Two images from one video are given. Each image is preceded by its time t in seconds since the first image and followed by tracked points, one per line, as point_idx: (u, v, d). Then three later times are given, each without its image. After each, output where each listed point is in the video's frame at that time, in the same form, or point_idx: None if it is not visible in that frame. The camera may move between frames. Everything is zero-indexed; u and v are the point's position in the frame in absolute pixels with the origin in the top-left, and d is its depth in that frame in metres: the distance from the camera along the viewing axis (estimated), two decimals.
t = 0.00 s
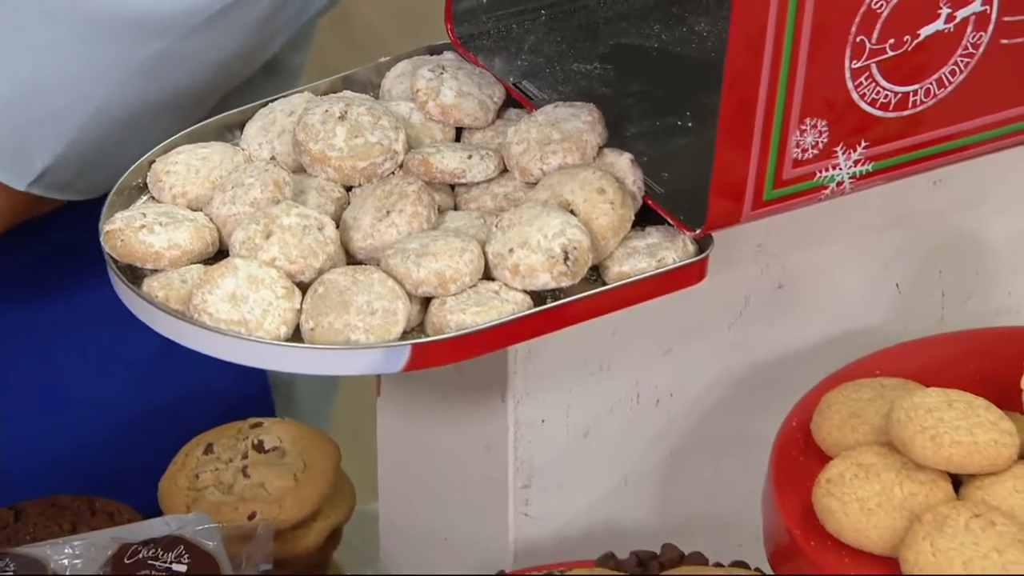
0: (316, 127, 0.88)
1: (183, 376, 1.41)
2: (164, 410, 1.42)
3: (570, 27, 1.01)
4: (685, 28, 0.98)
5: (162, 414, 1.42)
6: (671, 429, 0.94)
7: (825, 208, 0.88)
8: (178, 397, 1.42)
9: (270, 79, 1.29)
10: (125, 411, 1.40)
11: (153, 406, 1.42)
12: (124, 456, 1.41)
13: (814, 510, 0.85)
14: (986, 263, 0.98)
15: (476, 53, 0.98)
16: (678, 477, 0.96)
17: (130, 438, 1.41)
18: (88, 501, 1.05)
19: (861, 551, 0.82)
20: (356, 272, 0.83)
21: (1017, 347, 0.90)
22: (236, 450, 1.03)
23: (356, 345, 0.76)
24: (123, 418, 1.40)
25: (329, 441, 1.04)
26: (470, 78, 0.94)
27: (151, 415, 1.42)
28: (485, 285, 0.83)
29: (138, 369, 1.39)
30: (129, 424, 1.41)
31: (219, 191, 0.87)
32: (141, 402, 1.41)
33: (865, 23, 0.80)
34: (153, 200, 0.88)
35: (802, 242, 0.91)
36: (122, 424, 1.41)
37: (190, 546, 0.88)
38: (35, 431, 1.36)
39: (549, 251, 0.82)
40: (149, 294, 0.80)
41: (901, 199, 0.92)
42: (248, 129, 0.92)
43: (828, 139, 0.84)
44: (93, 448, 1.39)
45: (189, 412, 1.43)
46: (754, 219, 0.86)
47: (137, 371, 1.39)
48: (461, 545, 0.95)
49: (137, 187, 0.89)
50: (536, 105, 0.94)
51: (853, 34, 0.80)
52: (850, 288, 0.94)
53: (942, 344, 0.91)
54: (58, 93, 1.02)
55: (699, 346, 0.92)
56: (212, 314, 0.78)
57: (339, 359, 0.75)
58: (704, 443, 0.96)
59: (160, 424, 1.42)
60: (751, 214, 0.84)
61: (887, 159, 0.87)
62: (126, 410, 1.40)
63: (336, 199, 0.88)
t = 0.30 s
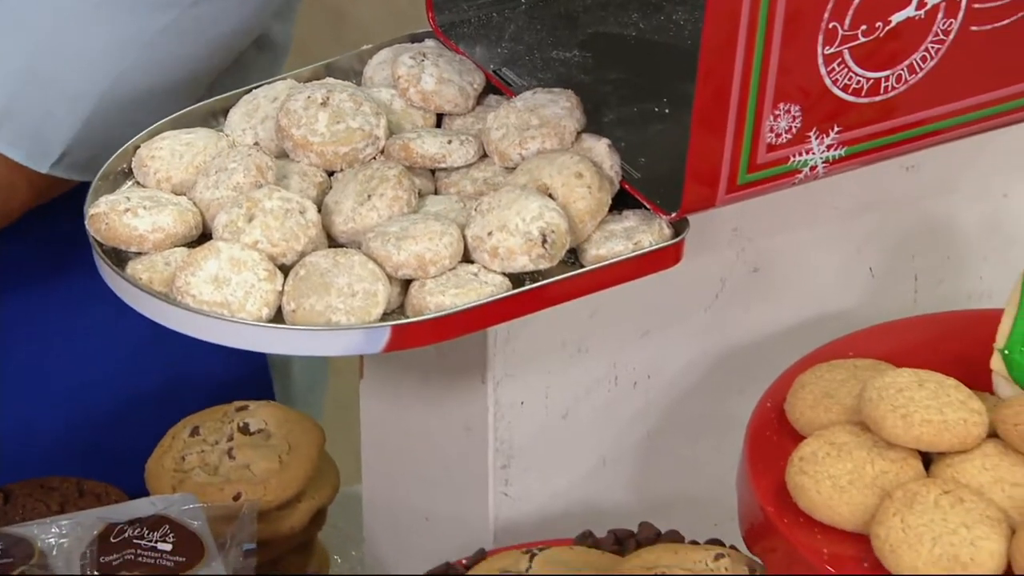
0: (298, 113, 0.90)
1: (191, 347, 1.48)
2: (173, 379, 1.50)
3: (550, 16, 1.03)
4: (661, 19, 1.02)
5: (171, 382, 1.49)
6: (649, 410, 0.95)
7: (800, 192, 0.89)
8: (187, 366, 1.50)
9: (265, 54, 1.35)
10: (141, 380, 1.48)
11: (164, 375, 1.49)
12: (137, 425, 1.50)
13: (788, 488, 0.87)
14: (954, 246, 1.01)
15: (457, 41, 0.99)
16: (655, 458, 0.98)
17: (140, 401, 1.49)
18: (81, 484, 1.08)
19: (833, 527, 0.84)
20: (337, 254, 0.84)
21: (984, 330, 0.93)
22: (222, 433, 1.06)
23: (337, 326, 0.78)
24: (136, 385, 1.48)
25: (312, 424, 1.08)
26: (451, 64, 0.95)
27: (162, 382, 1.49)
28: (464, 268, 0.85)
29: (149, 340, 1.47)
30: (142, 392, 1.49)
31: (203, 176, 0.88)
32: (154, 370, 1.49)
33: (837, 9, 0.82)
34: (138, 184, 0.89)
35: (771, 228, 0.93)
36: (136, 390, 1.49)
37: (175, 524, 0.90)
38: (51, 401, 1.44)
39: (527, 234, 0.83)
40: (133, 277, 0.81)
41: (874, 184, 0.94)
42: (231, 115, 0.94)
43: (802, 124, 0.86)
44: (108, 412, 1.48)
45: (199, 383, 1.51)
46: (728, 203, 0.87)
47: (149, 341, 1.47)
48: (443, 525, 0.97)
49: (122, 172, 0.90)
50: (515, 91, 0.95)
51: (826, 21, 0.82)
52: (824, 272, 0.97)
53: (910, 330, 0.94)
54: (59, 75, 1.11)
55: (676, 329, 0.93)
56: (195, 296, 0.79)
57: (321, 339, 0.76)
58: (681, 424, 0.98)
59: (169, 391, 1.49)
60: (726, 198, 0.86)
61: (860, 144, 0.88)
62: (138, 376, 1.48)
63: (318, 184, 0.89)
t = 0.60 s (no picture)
0: (278, 98, 0.91)
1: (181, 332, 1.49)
2: (169, 367, 1.51)
3: (527, 4, 1.05)
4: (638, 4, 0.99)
5: (166, 372, 1.50)
6: (626, 391, 0.97)
7: (773, 175, 0.90)
8: (180, 353, 1.50)
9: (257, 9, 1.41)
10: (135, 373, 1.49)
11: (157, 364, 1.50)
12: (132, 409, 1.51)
13: (760, 466, 0.88)
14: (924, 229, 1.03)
15: (436, 28, 1.02)
16: (632, 439, 0.99)
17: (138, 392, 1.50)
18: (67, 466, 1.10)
19: (803, 505, 0.86)
20: (316, 236, 0.85)
21: (951, 314, 0.96)
22: (205, 416, 1.06)
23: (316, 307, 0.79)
24: (130, 375, 1.49)
25: (295, 406, 1.08)
26: (429, 51, 0.97)
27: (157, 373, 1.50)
28: (442, 250, 0.86)
29: (139, 329, 1.47)
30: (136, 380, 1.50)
31: (184, 159, 0.90)
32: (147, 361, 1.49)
33: None
34: (120, 168, 0.90)
35: (747, 212, 0.95)
36: (131, 381, 1.50)
37: (158, 504, 0.92)
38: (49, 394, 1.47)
39: (503, 216, 0.84)
40: (114, 259, 0.82)
41: (845, 168, 0.97)
42: (213, 101, 0.95)
43: (774, 108, 0.87)
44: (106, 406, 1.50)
45: (194, 369, 1.52)
46: (702, 186, 0.88)
47: (139, 333, 1.48)
48: (423, 504, 0.97)
49: (105, 156, 0.92)
50: (492, 78, 0.97)
51: (797, 6, 0.83)
52: (798, 254, 0.99)
53: (881, 314, 0.96)
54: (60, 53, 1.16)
55: (651, 311, 0.95)
56: (176, 277, 0.80)
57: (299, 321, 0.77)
58: (658, 406, 0.99)
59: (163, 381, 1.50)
60: (699, 181, 0.87)
61: (832, 128, 0.90)
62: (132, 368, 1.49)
63: (298, 168, 0.90)
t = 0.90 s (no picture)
0: (258, 82, 0.92)
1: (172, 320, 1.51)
2: (161, 349, 1.55)
3: None
4: None
5: (158, 356, 1.54)
6: (602, 371, 0.99)
7: (745, 158, 0.92)
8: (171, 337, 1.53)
9: None
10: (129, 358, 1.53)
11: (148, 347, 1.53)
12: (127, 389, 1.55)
13: (733, 445, 0.89)
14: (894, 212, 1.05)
15: (416, 15, 1.04)
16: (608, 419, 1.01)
17: (132, 376, 1.54)
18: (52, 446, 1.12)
19: (776, 482, 0.87)
20: (295, 218, 0.86)
21: (920, 297, 0.97)
22: (189, 397, 1.09)
23: (294, 286, 0.80)
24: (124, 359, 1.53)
25: (279, 389, 1.11)
26: (408, 36, 0.99)
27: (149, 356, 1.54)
28: (419, 231, 0.87)
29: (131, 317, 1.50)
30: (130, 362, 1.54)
31: (165, 143, 0.91)
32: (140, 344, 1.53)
33: None
34: (102, 152, 0.92)
35: (721, 195, 0.97)
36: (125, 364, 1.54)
37: (141, 483, 0.94)
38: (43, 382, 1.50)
39: (480, 198, 0.86)
40: (96, 240, 0.83)
41: (818, 151, 0.98)
42: (194, 86, 0.96)
43: (746, 92, 0.88)
44: (101, 389, 1.54)
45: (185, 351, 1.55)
46: (676, 169, 0.90)
47: (129, 320, 1.50)
48: (403, 485, 1.00)
49: (87, 140, 0.93)
50: (471, 62, 0.98)
51: None
52: (771, 236, 1.01)
53: (852, 297, 0.98)
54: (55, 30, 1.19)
55: (627, 292, 0.97)
56: (156, 258, 0.81)
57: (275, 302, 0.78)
58: (633, 386, 1.01)
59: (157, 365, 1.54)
60: (673, 164, 0.88)
61: (803, 111, 0.91)
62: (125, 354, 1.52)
63: (278, 151, 0.91)
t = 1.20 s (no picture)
0: (242, 65, 0.93)
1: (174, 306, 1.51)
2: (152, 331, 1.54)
3: None
4: None
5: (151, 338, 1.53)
6: (582, 351, 1.00)
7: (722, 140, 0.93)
8: (164, 321, 1.52)
9: None
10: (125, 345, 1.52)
11: (140, 331, 1.52)
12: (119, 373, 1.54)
13: (710, 422, 0.91)
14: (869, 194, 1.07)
15: None
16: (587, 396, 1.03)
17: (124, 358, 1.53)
18: (41, 428, 1.13)
19: (751, 457, 0.88)
20: (277, 198, 0.86)
21: (895, 276, 0.99)
22: (176, 378, 1.11)
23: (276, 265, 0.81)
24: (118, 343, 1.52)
25: (263, 370, 1.13)
26: (390, 21, 1.00)
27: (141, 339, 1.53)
28: (400, 212, 0.88)
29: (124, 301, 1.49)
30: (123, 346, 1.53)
31: (149, 125, 0.92)
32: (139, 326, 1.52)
33: None
34: (87, 134, 0.93)
35: (698, 176, 0.98)
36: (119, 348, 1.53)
37: (126, 462, 0.96)
38: (38, 369, 1.48)
39: (460, 178, 0.87)
40: (80, 220, 0.84)
41: (794, 134, 1.00)
42: (179, 69, 0.97)
43: (723, 74, 0.89)
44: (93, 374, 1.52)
45: (176, 338, 1.54)
46: (654, 150, 0.91)
47: (122, 304, 1.49)
48: (387, 463, 1.01)
49: (72, 122, 0.94)
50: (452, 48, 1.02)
51: None
52: (749, 218, 1.03)
53: (828, 278, 0.99)
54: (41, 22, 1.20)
55: (606, 274, 0.98)
56: (139, 237, 0.82)
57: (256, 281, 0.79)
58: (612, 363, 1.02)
59: (148, 351, 1.53)
60: (651, 145, 0.90)
61: (779, 93, 0.93)
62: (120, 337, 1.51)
63: (261, 133, 0.93)
